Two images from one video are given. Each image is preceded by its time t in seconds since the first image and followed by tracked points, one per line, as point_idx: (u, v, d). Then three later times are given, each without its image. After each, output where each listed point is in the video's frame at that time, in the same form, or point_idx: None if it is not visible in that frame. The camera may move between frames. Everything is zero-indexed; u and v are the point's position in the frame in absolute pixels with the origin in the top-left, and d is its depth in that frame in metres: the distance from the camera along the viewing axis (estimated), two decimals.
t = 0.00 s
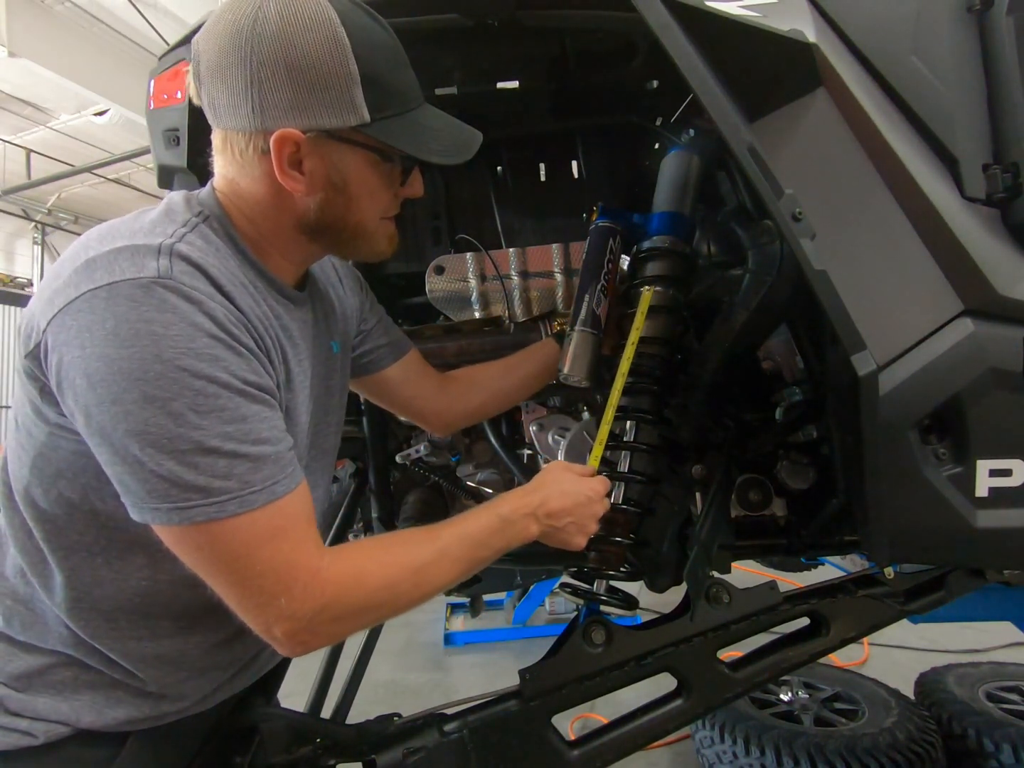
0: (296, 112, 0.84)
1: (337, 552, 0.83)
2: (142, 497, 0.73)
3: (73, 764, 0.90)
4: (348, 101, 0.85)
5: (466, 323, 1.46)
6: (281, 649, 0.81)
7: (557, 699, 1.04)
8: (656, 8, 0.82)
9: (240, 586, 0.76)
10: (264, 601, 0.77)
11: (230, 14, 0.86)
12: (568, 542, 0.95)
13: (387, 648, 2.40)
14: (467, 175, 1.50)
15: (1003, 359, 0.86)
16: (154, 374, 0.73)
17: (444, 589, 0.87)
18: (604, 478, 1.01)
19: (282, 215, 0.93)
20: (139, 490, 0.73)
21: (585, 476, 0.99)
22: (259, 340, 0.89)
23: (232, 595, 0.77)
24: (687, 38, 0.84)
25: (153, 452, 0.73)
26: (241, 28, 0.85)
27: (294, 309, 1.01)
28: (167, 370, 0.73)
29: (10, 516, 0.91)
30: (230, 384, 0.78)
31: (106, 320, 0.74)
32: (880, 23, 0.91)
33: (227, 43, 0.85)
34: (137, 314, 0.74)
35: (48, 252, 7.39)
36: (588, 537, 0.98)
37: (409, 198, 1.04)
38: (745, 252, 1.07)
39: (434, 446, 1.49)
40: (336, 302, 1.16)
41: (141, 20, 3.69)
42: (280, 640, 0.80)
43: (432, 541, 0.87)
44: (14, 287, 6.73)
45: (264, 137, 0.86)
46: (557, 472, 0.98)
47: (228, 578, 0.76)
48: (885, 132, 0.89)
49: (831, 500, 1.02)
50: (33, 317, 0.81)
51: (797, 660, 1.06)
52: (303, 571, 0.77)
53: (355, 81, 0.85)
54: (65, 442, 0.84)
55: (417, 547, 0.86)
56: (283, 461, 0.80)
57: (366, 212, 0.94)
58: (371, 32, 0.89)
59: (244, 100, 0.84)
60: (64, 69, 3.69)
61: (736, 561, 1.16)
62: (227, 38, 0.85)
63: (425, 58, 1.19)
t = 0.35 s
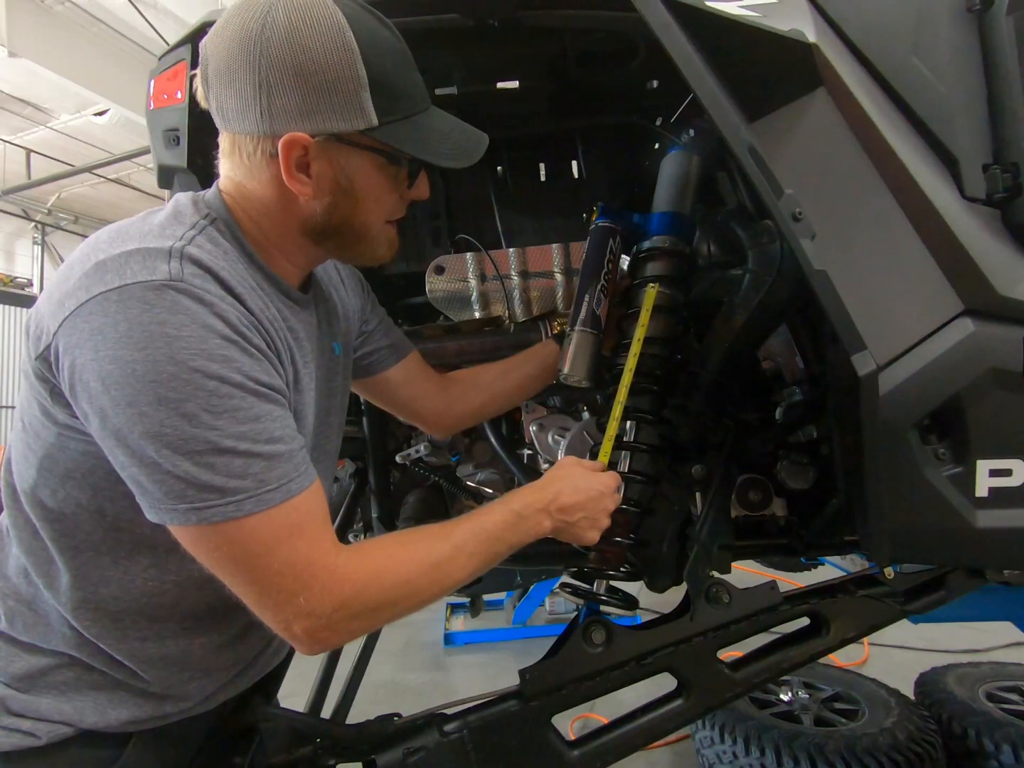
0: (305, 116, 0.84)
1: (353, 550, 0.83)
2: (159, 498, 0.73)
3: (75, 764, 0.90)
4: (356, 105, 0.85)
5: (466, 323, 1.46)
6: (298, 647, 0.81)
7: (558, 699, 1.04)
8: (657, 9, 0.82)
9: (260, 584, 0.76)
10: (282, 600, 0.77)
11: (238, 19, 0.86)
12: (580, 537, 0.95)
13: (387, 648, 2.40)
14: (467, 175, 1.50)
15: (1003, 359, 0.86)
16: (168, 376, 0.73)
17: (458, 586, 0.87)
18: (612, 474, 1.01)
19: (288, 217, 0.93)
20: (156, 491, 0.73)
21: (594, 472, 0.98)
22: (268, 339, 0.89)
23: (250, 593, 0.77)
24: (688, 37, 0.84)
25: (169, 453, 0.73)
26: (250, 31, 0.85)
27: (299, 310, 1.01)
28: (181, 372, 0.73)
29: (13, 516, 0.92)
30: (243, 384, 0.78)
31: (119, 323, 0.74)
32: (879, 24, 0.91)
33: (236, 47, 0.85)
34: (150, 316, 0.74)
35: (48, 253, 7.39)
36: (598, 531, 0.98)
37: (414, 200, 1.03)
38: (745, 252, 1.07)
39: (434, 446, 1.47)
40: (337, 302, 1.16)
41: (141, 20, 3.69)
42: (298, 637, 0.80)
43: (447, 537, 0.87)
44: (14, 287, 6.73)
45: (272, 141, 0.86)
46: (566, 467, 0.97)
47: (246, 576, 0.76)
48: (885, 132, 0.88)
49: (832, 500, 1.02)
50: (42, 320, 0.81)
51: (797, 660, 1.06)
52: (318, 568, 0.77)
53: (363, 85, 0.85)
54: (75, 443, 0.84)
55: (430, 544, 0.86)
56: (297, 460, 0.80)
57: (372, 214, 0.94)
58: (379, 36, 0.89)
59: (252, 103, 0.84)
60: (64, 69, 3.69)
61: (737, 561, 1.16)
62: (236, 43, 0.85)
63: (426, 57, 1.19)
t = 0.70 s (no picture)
0: (302, 115, 0.84)
1: (353, 550, 0.83)
2: (157, 499, 0.73)
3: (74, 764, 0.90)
4: (353, 103, 0.85)
5: (466, 323, 1.46)
6: (299, 647, 0.81)
7: (558, 699, 1.04)
8: (656, 9, 0.82)
9: (259, 584, 0.76)
10: (282, 600, 0.77)
11: (235, 18, 0.86)
12: (580, 538, 0.95)
13: (387, 648, 2.40)
14: (467, 175, 1.50)
15: (1003, 359, 0.86)
16: (166, 377, 0.73)
17: (458, 586, 0.87)
18: (610, 474, 1.01)
19: (287, 217, 0.93)
20: (154, 492, 0.73)
21: (593, 472, 0.98)
22: (267, 340, 0.89)
23: (250, 594, 0.77)
24: (687, 37, 0.84)
25: (168, 454, 0.73)
26: (248, 31, 0.85)
27: (297, 310, 1.01)
28: (179, 373, 0.73)
29: (13, 517, 0.92)
30: (242, 384, 0.78)
31: (116, 323, 0.74)
32: (879, 24, 0.91)
33: (234, 47, 0.85)
34: (147, 317, 0.74)
35: (48, 253, 7.39)
36: (598, 531, 0.98)
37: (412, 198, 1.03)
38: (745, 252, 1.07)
39: (435, 446, 1.48)
40: (336, 301, 1.16)
41: (141, 20, 3.69)
42: (299, 638, 0.80)
43: (448, 536, 0.87)
44: (14, 287, 6.73)
45: (270, 141, 0.86)
46: (564, 467, 0.97)
47: (246, 576, 0.76)
48: (885, 132, 0.88)
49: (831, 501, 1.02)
50: (40, 321, 0.81)
51: (797, 660, 1.06)
52: (318, 568, 0.77)
53: (361, 84, 0.85)
54: (71, 443, 0.84)
55: (429, 544, 0.86)
56: (295, 460, 0.80)
57: (370, 213, 0.94)
58: (377, 35, 0.89)
59: (251, 103, 0.84)
60: (64, 69, 3.69)
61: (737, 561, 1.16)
62: (234, 43, 0.85)
63: (425, 57, 1.19)
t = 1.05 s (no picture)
0: (305, 116, 0.84)
1: (358, 547, 0.83)
2: (163, 495, 0.73)
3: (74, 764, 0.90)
4: (356, 104, 0.85)
5: (466, 323, 1.46)
6: (304, 644, 0.81)
7: (558, 699, 1.04)
8: (657, 9, 0.82)
9: (265, 581, 0.76)
10: (289, 596, 0.77)
11: (238, 19, 0.86)
12: (585, 537, 0.95)
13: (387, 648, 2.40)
14: (467, 175, 1.50)
15: (1003, 359, 0.86)
16: (172, 372, 0.73)
17: (463, 583, 0.87)
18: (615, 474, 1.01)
19: (289, 217, 0.93)
20: (160, 488, 0.73)
21: (597, 471, 0.99)
22: (272, 336, 0.89)
23: (256, 590, 0.77)
24: (688, 37, 0.84)
25: (174, 450, 0.73)
26: (250, 32, 0.85)
27: (302, 308, 1.01)
28: (185, 368, 0.73)
29: (18, 514, 0.91)
30: (247, 380, 0.78)
31: (122, 319, 0.74)
32: (879, 24, 0.91)
33: (237, 48, 0.85)
34: (153, 312, 0.74)
35: (48, 252, 7.39)
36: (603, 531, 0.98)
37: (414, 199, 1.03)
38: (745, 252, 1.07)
39: (434, 446, 1.48)
40: (339, 300, 1.16)
41: (141, 20, 3.69)
42: (305, 634, 0.80)
43: (452, 534, 0.87)
44: (15, 287, 6.74)
45: (273, 141, 0.86)
46: (569, 467, 0.97)
47: (252, 573, 0.76)
48: (885, 132, 0.88)
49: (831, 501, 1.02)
50: (45, 318, 0.80)
51: (797, 660, 1.06)
52: (324, 565, 0.77)
53: (363, 84, 0.85)
54: (77, 440, 0.83)
55: (434, 541, 0.86)
56: (301, 456, 0.80)
57: (372, 213, 0.94)
58: (378, 36, 0.89)
59: (253, 104, 0.84)
60: (64, 69, 3.69)
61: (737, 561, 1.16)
62: (236, 44, 0.85)
63: (425, 57, 1.19)
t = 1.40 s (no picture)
0: (312, 116, 0.84)
1: (368, 544, 0.83)
2: (175, 495, 0.73)
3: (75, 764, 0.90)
4: (363, 105, 0.85)
5: (466, 323, 1.46)
6: (316, 643, 0.81)
7: (558, 699, 1.03)
8: (657, 9, 0.82)
9: (276, 580, 0.76)
10: (300, 595, 0.77)
11: (247, 19, 0.87)
12: (590, 533, 0.95)
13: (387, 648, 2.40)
14: (467, 175, 1.50)
15: (1003, 359, 0.86)
16: (183, 371, 0.73)
17: (473, 579, 0.87)
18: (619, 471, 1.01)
19: (293, 217, 0.93)
20: (171, 488, 0.73)
21: (602, 468, 0.99)
22: (279, 335, 0.89)
23: (267, 590, 0.76)
24: (688, 37, 0.84)
25: (185, 448, 0.73)
26: (260, 33, 0.85)
27: (307, 306, 1.01)
28: (195, 367, 0.73)
29: (23, 514, 0.92)
30: (256, 379, 0.78)
31: (131, 320, 0.74)
32: (879, 23, 0.91)
33: (245, 48, 0.85)
34: (162, 312, 0.74)
35: (48, 253, 7.38)
36: (608, 527, 0.98)
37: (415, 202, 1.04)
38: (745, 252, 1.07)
39: (434, 446, 1.48)
40: (342, 298, 1.16)
41: (141, 20, 3.69)
42: (317, 634, 0.80)
43: (460, 531, 0.87)
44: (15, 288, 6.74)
45: (279, 140, 0.86)
46: (574, 462, 0.98)
47: (263, 572, 0.75)
48: (885, 132, 0.88)
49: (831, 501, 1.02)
50: (51, 319, 0.80)
51: (797, 660, 1.06)
52: (335, 563, 0.77)
53: (370, 86, 0.85)
54: (83, 442, 0.83)
55: (444, 538, 0.86)
56: (310, 455, 0.80)
57: (375, 215, 0.94)
58: (386, 39, 0.90)
59: (261, 103, 0.84)
60: (64, 70, 3.69)
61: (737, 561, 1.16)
62: (245, 44, 0.85)
63: (425, 57, 1.19)
